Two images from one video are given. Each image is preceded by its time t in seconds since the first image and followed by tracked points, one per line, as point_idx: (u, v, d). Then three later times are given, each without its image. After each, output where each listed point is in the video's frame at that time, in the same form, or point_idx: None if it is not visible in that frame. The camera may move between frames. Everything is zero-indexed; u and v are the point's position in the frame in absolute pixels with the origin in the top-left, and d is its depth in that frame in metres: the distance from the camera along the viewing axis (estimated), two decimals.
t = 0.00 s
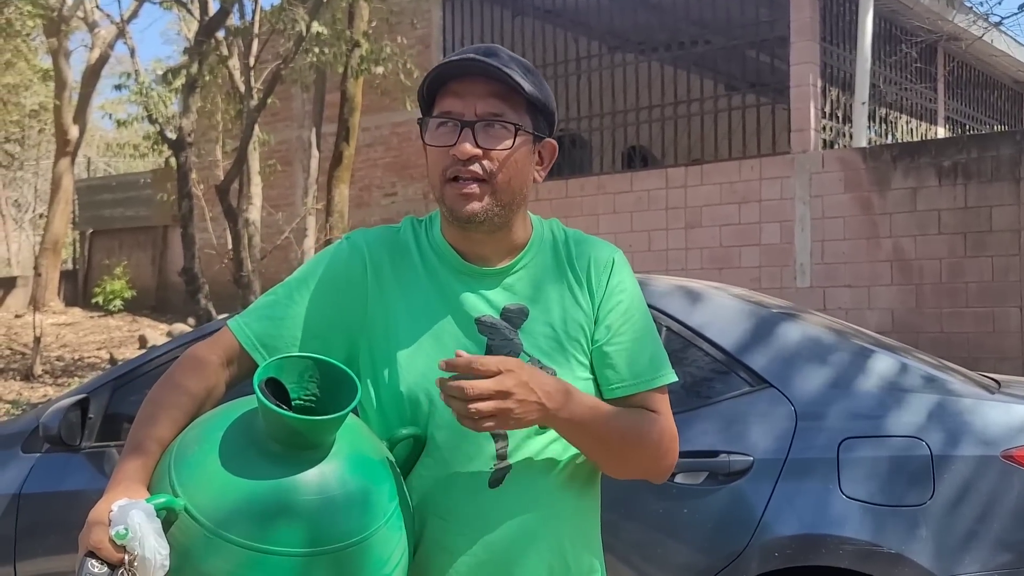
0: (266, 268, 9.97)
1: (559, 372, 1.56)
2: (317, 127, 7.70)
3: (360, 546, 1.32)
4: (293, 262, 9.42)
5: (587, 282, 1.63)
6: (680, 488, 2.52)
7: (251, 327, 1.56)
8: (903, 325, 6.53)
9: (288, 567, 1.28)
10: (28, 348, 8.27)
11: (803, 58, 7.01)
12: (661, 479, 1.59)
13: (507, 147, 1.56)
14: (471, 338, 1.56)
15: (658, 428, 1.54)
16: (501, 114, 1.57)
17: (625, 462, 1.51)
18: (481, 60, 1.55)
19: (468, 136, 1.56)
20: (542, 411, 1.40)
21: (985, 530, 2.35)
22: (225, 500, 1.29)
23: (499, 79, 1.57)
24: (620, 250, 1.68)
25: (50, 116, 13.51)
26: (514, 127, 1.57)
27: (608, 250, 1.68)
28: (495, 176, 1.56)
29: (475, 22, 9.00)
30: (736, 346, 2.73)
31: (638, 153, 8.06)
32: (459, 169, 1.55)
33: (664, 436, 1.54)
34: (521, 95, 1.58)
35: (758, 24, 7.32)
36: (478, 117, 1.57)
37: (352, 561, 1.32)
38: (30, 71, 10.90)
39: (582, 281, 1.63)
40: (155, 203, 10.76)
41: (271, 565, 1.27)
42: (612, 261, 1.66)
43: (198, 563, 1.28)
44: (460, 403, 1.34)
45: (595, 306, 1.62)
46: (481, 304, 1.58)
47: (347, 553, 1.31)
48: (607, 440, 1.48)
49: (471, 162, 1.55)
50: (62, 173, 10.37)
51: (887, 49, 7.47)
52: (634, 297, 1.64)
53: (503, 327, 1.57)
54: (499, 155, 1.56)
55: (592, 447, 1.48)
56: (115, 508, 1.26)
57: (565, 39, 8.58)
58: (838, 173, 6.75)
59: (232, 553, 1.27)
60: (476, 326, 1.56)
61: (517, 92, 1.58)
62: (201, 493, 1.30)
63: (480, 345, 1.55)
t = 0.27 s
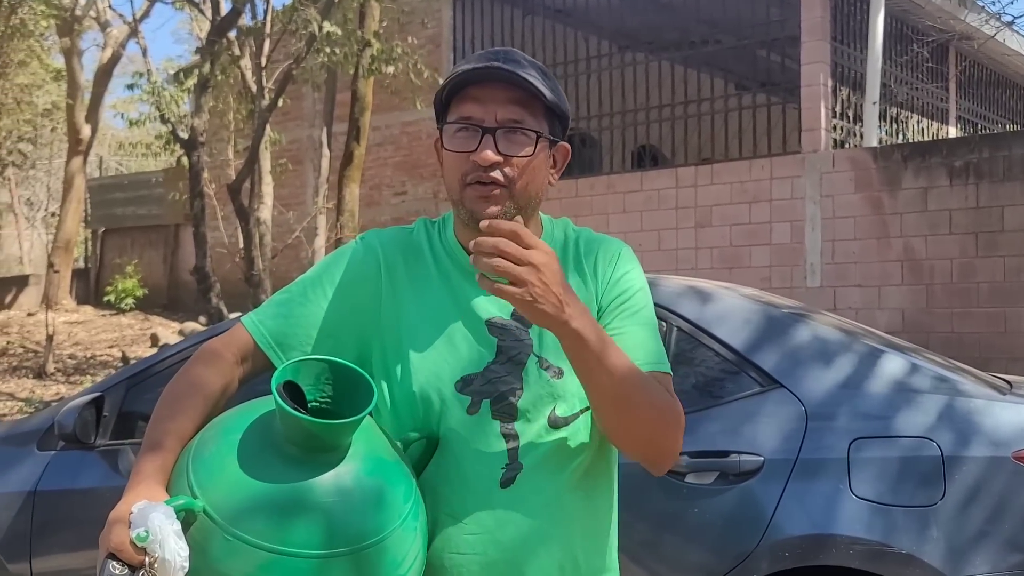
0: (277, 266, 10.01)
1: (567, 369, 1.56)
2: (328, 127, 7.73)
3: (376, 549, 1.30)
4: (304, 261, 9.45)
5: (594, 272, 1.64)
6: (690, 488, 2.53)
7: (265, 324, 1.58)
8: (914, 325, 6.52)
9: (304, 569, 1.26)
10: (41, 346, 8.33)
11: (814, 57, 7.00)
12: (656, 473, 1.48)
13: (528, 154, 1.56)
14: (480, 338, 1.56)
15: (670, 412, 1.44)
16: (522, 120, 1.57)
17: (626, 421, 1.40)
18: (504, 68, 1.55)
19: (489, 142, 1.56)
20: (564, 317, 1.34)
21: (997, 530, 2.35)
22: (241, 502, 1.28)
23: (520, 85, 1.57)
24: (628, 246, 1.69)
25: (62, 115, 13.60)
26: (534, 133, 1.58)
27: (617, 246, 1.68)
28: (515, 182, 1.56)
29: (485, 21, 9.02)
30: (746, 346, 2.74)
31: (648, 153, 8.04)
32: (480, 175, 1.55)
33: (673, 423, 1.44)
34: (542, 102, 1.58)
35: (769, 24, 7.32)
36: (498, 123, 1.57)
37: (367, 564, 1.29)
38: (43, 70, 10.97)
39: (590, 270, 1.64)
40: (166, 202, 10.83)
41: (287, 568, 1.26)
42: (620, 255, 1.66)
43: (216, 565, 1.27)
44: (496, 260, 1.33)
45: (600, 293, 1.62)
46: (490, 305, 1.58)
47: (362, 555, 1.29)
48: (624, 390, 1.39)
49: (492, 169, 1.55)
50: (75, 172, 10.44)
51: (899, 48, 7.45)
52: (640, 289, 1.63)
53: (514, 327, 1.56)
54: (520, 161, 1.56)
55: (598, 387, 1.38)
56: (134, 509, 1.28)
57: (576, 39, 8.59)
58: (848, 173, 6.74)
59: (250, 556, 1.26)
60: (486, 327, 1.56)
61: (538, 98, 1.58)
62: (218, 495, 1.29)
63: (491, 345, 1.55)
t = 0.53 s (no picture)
0: (289, 267, 10.06)
1: (575, 366, 1.56)
2: (340, 129, 7.76)
3: (391, 545, 1.29)
4: (316, 262, 9.49)
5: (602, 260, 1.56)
6: (701, 489, 2.54)
7: (279, 327, 1.59)
8: (926, 326, 6.51)
9: (320, 565, 1.25)
10: (56, 347, 8.39)
11: (825, 59, 7.00)
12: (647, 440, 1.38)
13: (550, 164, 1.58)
14: (492, 339, 1.56)
15: (666, 380, 1.38)
16: (544, 129, 1.59)
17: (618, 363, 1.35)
18: (530, 76, 1.56)
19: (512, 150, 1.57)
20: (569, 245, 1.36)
21: (1006, 531, 2.36)
22: (259, 497, 1.27)
23: (542, 94, 1.58)
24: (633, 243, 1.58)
25: (76, 117, 13.69)
26: (555, 142, 1.60)
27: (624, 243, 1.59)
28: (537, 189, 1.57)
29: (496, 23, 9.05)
30: (756, 348, 2.75)
31: (660, 154, 8.05)
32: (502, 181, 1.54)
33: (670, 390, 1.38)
34: (562, 110, 1.61)
35: (780, 25, 7.32)
36: (520, 131, 1.58)
37: (382, 560, 1.28)
38: (57, 73, 11.05)
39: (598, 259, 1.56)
40: (179, 203, 10.89)
41: (304, 564, 1.25)
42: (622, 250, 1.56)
43: (234, 562, 1.26)
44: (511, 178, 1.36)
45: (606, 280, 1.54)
46: (502, 307, 1.59)
47: (377, 551, 1.28)
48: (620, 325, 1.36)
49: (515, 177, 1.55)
50: (88, 173, 10.51)
51: (911, 50, 7.43)
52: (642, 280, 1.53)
53: (524, 328, 1.57)
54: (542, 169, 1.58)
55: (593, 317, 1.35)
56: (154, 504, 1.27)
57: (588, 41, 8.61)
58: (860, 174, 6.73)
59: (268, 551, 1.25)
60: (497, 330, 1.57)
61: (559, 107, 1.60)
62: (237, 491, 1.28)
63: (502, 346, 1.56)
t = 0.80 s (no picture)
0: (291, 266, 10.07)
1: (569, 363, 1.56)
2: (342, 128, 7.77)
3: (385, 539, 1.29)
4: (318, 261, 9.50)
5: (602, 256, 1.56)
6: (699, 487, 2.54)
7: (276, 323, 1.59)
8: (928, 327, 6.50)
9: (314, 558, 1.25)
10: (58, 345, 8.40)
11: (828, 59, 7.00)
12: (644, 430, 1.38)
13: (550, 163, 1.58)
14: (488, 335, 1.56)
15: (663, 369, 1.38)
16: (545, 129, 1.59)
17: (616, 350, 1.34)
18: (533, 78, 1.56)
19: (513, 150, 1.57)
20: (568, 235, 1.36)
21: (1002, 530, 2.36)
22: (252, 491, 1.27)
23: (543, 96, 1.59)
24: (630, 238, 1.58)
25: (79, 116, 13.71)
26: (555, 142, 1.60)
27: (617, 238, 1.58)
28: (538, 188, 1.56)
29: (499, 22, 9.06)
30: (755, 347, 2.74)
31: (661, 154, 8.01)
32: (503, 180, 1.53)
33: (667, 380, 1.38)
34: (562, 111, 1.61)
35: (783, 25, 7.31)
36: (521, 130, 1.58)
37: (374, 553, 1.28)
38: (60, 71, 11.06)
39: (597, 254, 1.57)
40: (182, 202, 10.91)
41: (297, 557, 1.25)
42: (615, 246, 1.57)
43: (227, 554, 1.26)
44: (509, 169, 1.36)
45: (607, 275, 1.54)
46: (499, 303, 1.59)
47: (371, 545, 1.28)
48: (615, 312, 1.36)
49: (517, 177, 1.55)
50: (91, 172, 10.52)
51: (913, 50, 7.43)
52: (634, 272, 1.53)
53: (521, 324, 1.57)
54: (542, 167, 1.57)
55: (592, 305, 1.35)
56: (148, 498, 1.27)
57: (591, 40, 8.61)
58: (862, 174, 6.73)
59: (261, 544, 1.25)
60: (493, 325, 1.57)
61: (559, 108, 1.61)
62: (230, 484, 1.28)
63: (498, 343, 1.56)
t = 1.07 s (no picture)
0: (292, 266, 10.08)
1: (569, 362, 1.56)
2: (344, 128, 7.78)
3: (386, 537, 1.30)
4: (319, 261, 9.51)
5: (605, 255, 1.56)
6: (699, 488, 2.54)
7: (277, 322, 1.59)
8: (928, 329, 6.50)
9: (315, 556, 1.25)
10: (58, 344, 8.41)
11: (829, 61, 7.00)
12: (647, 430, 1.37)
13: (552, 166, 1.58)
14: (489, 334, 1.57)
15: (665, 368, 1.37)
16: (548, 134, 1.59)
17: (618, 349, 1.35)
18: (537, 84, 1.56)
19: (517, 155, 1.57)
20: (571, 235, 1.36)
21: (1000, 532, 2.36)
22: (253, 489, 1.27)
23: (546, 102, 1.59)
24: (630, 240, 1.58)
25: (80, 115, 13.72)
26: (558, 148, 1.60)
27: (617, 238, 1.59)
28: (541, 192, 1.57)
29: (500, 23, 9.07)
30: (755, 348, 2.74)
31: (663, 155, 8.06)
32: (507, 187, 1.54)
33: (669, 377, 1.37)
34: (565, 117, 1.61)
35: (784, 27, 7.31)
36: (524, 135, 1.57)
37: (374, 552, 1.28)
38: (62, 71, 11.07)
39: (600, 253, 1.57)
40: (183, 202, 10.91)
41: (296, 556, 1.25)
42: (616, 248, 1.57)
43: (227, 553, 1.26)
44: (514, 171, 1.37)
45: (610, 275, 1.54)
46: (500, 302, 1.59)
47: (370, 544, 1.28)
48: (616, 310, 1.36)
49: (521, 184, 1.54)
50: (92, 171, 10.53)
51: (915, 52, 7.43)
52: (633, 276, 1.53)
53: (522, 324, 1.58)
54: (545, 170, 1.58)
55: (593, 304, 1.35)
56: (149, 496, 1.27)
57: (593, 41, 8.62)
58: (863, 176, 6.74)
59: (262, 543, 1.25)
60: (494, 324, 1.57)
61: (561, 113, 1.61)
62: (231, 483, 1.28)
63: (499, 341, 1.56)
